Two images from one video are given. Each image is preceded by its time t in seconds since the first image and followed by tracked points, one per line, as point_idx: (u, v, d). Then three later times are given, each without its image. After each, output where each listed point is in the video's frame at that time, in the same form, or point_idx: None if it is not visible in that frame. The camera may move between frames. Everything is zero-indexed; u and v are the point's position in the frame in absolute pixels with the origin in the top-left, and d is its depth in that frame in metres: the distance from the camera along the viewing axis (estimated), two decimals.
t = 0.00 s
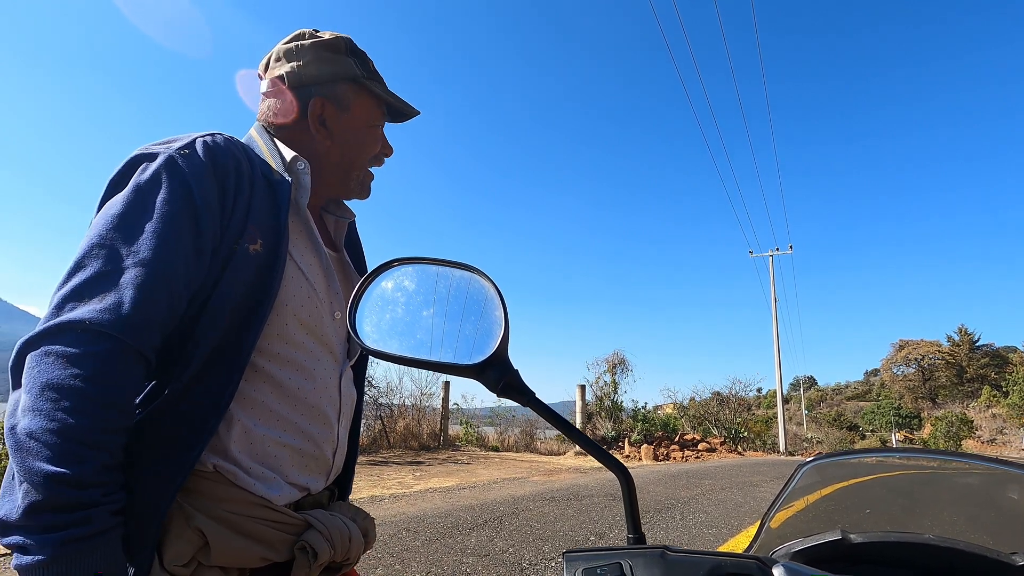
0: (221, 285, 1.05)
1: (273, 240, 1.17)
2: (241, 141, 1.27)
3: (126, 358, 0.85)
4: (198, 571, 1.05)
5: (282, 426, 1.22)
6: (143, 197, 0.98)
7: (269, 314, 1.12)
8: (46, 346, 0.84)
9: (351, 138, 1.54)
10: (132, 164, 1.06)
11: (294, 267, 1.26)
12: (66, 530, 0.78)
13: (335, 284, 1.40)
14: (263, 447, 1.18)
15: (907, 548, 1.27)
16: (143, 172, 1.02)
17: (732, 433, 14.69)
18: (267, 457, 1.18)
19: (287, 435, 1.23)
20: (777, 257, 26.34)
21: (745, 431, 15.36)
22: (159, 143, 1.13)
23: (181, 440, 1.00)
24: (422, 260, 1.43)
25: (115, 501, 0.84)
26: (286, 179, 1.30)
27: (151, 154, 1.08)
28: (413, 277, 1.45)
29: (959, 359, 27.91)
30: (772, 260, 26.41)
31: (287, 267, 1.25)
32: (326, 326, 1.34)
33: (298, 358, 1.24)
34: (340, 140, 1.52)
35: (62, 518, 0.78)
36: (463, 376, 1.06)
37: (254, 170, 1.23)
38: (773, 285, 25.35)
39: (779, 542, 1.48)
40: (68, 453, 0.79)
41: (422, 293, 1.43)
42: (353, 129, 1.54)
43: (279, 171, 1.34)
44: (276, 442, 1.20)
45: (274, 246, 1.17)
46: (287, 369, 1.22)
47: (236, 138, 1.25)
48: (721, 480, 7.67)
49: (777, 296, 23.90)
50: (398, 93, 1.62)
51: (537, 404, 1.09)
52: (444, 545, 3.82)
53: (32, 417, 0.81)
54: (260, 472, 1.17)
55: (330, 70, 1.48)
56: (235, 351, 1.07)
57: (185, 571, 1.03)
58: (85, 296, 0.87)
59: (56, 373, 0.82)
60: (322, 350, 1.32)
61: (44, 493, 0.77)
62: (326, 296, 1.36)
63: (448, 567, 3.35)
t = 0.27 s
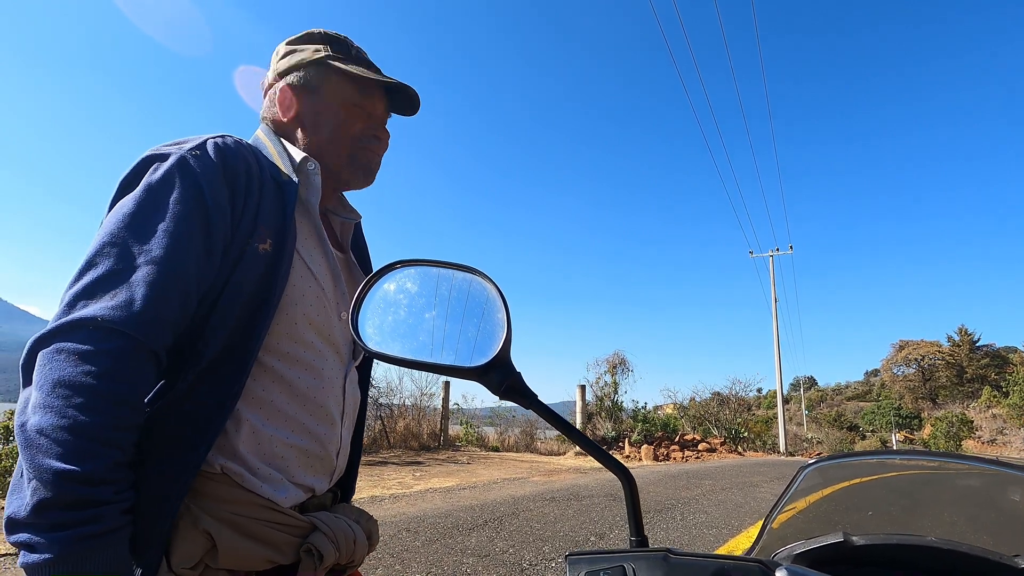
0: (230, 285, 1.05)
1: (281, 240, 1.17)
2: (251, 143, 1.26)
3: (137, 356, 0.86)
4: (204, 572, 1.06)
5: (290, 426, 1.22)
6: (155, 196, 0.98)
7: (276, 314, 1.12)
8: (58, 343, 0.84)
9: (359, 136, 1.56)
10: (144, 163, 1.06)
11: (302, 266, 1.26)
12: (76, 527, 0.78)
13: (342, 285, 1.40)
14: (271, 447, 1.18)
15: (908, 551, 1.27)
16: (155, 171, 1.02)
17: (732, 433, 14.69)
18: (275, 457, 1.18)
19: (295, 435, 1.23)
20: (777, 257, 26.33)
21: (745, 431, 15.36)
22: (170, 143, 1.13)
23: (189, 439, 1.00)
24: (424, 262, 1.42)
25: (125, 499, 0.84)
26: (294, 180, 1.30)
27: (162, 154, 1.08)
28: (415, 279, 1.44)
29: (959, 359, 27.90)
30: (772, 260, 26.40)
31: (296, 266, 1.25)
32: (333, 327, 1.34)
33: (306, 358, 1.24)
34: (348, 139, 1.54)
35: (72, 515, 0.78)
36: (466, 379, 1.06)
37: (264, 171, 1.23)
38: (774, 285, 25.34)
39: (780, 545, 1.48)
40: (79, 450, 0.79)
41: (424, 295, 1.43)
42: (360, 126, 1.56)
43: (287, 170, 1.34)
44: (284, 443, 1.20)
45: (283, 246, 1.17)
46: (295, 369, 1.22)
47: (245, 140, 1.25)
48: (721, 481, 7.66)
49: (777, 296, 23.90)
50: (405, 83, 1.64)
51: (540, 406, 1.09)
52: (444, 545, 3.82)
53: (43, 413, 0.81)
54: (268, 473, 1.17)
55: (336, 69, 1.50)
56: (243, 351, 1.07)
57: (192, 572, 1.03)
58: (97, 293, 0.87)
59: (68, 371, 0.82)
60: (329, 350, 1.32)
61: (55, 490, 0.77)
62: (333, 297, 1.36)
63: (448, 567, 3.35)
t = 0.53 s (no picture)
0: (215, 285, 1.05)
1: (265, 239, 1.17)
2: (234, 144, 1.27)
3: (120, 357, 0.85)
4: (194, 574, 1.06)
5: (280, 427, 1.21)
6: (135, 201, 0.98)
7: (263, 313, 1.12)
8: (41, 351, 0.84)
9: (354, 138, 1.59)
10: (124, 170, 1.06)
11: (288, 266, 1.26)
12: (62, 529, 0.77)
13: (334, 284, 1.39)
14: (262, 448, 1.17)
15: (908, 553, 1.27)
16: (134, 177, 1.02)
17: (732, 433, 14.69)
18: (266, 458, 1.18)
19: (287, 436, 1.23)
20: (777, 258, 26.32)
21: (745, 432, 15.36)
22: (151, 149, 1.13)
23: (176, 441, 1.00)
24: (423, 263, 1.42)
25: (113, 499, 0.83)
26: (276, 176, 1.31)
27: (140, 159, 1.08)
28: (414, 280, 1.44)
29: (959, 360, 27.90)
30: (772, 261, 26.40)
31: (282, 264, 1.25)
32: (324, 327, 1.33)
33: (294, 358, 1.24)
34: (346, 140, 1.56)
35: (59, 517, 0.77)
36: (464, 381, 1.06)
37: (246, 171, 1.23)
38: (773, 285, 25.35)
39: (780, 547, 1.47)
40: (64, 452, 0.78)
41: (423, 296, 1.42)
42: (354, 127, 1.58)
43: (267, 167, 1.34)
44: (275, 444, 1.20)
45: (266, 246, 1.16)
46: (283, 369, 1.22)
47: (228, 141, 1.26)
48: (721, 481, 7.66)
49: (777, 297, 23.90)
50: (387, 78, 1.67)
51: (539, 408, 1.09)
52: (444, 546, 3.82)
53: (26, 420, 0.80)
54: (260, 474, 1.16)
55: (335, 70, 1.51)
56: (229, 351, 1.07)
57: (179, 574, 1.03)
58: (79, 298, 0.86)
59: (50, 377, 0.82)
60: (321, 351, 1.32)
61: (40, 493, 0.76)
62: (325, 297, 1.35)
63: (447, 568, 3.35)
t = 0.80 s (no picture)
0: (201, 287, 1.05)
1: (255, 240, 1.17)
2: (228, 143, 1.28)
3: (98, 361, 0.85)
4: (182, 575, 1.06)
5: (271, 429, 1.22)
6: (122, 203, 0.99)
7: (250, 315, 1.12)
8: (25, 353, 0.85)
9: (353, 137, 1.59)
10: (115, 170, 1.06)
11: (279, 267, 1.26)
12: (21, 537, 0.75)
13: (329, 285, 1.39)
14: (252, 450, 1.18)
15: (908, 554, 1.27)
16: (123, 178, 1.03)
17: (732, 434, 14.71)
18: (257, 460, 1.18)
19: (278, 439, 1.23)
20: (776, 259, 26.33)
21: (745, 433, 15.36)
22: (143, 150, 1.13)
23: (160, 443, 1.00)
24: (422, 266, 1.43)
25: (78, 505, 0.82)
26: (270, 177, 1.32)
27: (131, 160, 1.08)
28: (413, 283, 1.45)
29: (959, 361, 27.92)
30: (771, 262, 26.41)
31: (271, 264, 1.25)
32: (317, 329, 1.33)
33: (285, 360, 1.24)
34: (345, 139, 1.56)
35: (24, 525, 0.76)
36: (463, 383, 1.06)
37: (237, 171, 1.24)
38: (773, 286, 25.37)
39: (779, 547, 1.47)
40: (36, 457, 0.78)
41: (422, 299, 1.43)
42: (353, 126, 1.59)
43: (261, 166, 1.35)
44: (266, 446, 1.20)
45: (255, 247, 1.17)
46: (273, 371, 1.22)
47: (221, 141, 1.26)
48: (721, 482, 7.67)
49: (776, 298, 23.92)
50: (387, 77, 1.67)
51: (538, 410, 1.09)
52: (443, 547, 3.82)
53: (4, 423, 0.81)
54: (251, 477, 1.17)
55: (335, 69, 1.51)
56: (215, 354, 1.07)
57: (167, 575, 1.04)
58: (61, 301, 0.87)
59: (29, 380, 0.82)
60: (314, 353, 1.32)
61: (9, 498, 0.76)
62: (319, 298, 1.35)
63: (447, 569, 3.35)
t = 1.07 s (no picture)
0: (199, 283, 1.05)
1: (254, 236, 1.17)
2: (225, 139, 1.28)
3: (95, 356, 0.85)
4: None
5: (272, 428, 1.22)
6: (118, 199, 0.99)
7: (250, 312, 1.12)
8: (20, 349, 0.85)
9: (349, 136, 1.60)
10: (112, 166, 1.06)
11: (278, 264, 1.26)
12: (20, 534, 0.75)
13: (328, 283, 1.39)
14: (253, 449, 1.18)
15: (903, 554, 1.27)
16: (120, 174, 1.03)
17: (732, 435, 14.72)
18: (258, 459, 1.19)
19: (279, 437, 1.23)
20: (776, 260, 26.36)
21: (744, 434, 15.36)
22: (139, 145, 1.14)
23: (160, 440, 1.00)
24: (416, 268, 1.43)
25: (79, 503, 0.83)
26: (266, 172, 1.32)
27: (128, 155, 1.08)
28: (408, 285, 1.45)
29: (958, 362, 27.94)
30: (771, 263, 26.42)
31: (271, 261, 1.25)
32: (317, 327, 1.34)
33: (285, 359, 1.24)
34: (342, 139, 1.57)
35: (23, 522, 0.76)
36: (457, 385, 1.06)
37: (236, 168, 1.24)
38: (773, 287, 25.39)
39: (775, 548, 1.48)
40: (33, 453, 0.78)
41: (417, 301, 1.43)
42: (349, 126, 1.59)
43: (259, 162, 1.35)
44: (267, 445, 1.20)
45: (254, 244, 1.17)
46: (274, 370, 1.22)
47: (218, 137, 1.27)
48: (721, 483, 7.67)
49: (776, 299, 23.92)
50: (382, 76, 1.68)
51: (531, 412, 1.09)
52: (443, 547, 3.83)
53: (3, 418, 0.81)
54: (251, 477, 1.17)
55: (331, 69, 1.52)
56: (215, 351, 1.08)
57: None
58: (59, 297, 0.87)
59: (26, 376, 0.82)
60: (313, 351, 1.32)
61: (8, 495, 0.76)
62: (318, 297, 1.36)
63: (446, 569, 3.36)
